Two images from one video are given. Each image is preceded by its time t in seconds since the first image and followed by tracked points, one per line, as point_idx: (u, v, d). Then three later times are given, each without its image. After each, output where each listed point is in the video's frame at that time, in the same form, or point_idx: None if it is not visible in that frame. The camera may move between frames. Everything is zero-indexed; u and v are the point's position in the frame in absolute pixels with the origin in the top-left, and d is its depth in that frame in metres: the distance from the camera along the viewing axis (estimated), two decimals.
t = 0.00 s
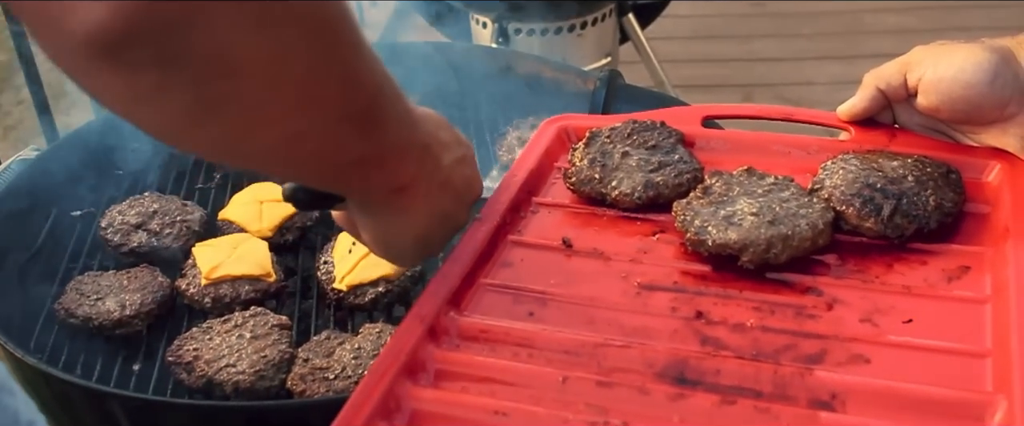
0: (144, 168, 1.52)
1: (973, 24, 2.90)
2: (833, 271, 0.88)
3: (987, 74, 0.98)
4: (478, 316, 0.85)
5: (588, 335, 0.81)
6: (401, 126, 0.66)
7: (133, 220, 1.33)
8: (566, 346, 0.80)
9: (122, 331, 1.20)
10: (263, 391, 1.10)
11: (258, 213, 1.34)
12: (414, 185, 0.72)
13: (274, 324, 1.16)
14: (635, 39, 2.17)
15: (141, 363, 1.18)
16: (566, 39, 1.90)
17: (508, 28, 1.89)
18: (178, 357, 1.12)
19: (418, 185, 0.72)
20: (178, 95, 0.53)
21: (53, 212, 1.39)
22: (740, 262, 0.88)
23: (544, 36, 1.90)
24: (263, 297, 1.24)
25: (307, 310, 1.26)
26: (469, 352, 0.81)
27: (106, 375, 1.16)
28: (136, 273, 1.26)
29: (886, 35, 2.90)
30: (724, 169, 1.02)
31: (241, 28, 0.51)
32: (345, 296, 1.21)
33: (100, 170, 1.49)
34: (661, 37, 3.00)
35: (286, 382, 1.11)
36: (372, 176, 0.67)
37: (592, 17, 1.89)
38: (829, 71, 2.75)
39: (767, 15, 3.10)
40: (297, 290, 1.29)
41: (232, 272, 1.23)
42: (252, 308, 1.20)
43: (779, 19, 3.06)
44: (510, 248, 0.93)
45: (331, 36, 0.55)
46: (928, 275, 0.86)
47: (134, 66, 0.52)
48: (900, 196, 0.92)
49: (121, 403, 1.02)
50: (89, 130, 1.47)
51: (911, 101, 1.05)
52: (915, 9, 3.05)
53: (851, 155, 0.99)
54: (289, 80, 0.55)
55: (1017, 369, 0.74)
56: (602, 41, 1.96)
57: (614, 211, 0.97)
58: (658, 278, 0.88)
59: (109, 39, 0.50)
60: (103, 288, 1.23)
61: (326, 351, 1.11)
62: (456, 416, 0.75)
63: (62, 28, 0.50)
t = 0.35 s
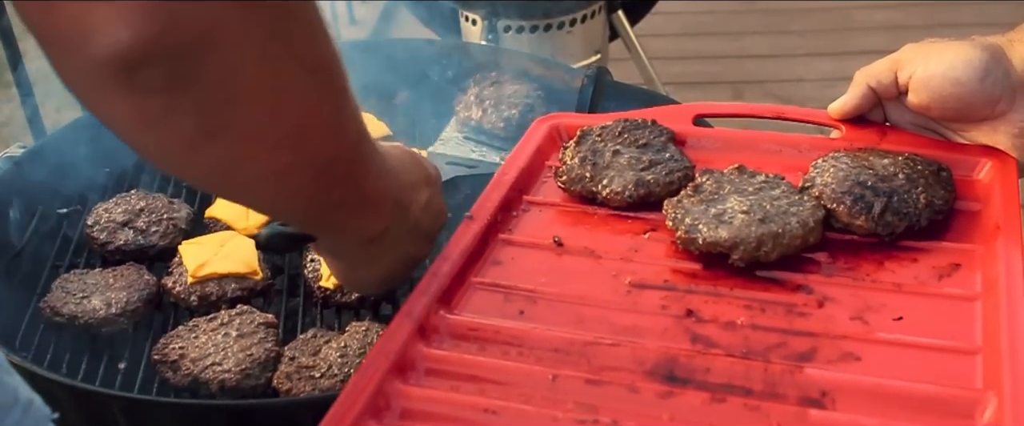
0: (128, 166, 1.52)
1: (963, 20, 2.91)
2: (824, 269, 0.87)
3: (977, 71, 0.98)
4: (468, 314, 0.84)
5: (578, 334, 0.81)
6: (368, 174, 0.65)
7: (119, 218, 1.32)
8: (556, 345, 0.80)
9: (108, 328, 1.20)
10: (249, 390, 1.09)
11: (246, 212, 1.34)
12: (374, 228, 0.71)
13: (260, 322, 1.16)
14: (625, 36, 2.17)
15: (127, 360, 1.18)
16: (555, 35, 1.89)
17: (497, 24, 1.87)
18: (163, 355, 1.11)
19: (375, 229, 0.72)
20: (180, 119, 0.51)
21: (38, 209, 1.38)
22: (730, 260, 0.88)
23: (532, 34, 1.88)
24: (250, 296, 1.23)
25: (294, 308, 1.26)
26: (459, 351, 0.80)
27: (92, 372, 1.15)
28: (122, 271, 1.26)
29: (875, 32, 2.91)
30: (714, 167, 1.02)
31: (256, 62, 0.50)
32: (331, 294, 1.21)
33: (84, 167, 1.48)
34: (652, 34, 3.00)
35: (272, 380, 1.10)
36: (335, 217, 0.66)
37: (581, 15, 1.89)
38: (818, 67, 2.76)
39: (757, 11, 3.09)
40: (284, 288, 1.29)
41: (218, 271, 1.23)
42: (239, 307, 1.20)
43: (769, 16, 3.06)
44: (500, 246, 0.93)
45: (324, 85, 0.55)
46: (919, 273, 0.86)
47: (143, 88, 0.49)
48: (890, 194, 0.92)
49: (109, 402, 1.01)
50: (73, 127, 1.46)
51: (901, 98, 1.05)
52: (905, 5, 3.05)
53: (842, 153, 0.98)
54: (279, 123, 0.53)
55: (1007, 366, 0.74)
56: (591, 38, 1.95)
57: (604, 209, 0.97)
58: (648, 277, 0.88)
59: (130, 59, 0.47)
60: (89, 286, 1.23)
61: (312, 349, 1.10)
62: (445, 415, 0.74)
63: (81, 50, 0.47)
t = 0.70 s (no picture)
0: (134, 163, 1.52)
1: (966, 22, 2.91)
2: (829, 270, 0.87)
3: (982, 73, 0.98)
4: (473, 314, 0.85)
5: (584, 334, 0.81)
6: (277, 126, 0.55)
7: (123, 217, 1.33)
8: (562, 346, 0.80)
9: (112, 328, 1.20)
10: (253, 389, 1.09)
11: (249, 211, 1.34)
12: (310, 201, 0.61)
13: (265, 322, 1.16)
14: (628, 37, 2.17)
15: (130, 359, 1.18)
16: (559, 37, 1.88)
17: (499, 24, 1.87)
18: (168, 354, 1.12)
19: (321, 199, 0.61)
20: None
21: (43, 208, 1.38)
22: (736, 261, 0.88)
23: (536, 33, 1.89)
24: (254, 295, 1.23)
25: (298, 308, 1.25)
26: (464, 351, 0.81)
27: (95, 371, 1.15)
28: (126, 270, 1.26)
29: (878, 34, 2.90)
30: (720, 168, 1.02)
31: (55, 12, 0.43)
32: (336, 294, 1.21)
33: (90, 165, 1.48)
34: (655, 35, 3.00)
35: (277, 379, 1.11)
36: (247, 190, 0.56)
37: (584, 16, 1.88)
38: (821, 69, 2.75)
39: (760, 13, 3.09)
40: (288, 288, 1.28)
41: (222, 270, 1.23)
42: (244, 306, 1.20)
43: (772, 17, 3.06)
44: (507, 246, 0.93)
45: (180, 37, 0.46)
46: (924, 274, 0.86)
47: None
48: (896, 196, 0.92)
49: (113, 402, 1.01)
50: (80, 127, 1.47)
51: (907, 99, 1.05)
52: (907, 7, 3.05)
53: (847, 154, 0.98)
54: (104, 58, 0.45)
55: (1012, 368, 0.74)
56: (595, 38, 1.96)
57: (610, 210, 0.97)
58: (653, 277, 0.88)
59: None
60: (93, 285, 1.23)
61: (316, 349, 1.11)
62: (453, 415, 0.75)
63: None
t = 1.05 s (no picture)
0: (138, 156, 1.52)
1: (971, 27, 2.90)
2: (829, 266, 0.88)
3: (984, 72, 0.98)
4: (473, 306, 0.85)
5: (582, 327, 0.81)
6: None
7: (128, 211, 1.33)
8: (560, 338, 0.80)
9: (116, 322, 1.20)
10: (258, 384, 1.09)
11: (254, 206, 1.34)
12: (153, 92, 0.54)
13: (269, 317, 1.16)
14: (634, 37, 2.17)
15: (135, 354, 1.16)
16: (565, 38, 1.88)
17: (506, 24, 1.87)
18: (172, 349, 1.11)
19: (177, 91, 0.55)
20: None
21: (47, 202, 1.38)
22: (735, 256, 0.88)
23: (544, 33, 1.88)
24: (258, 290, 1.23)
25: (302, 304, 1.25)
26: (463, 342, 0.81)
27: (100, 364, 1.14)
28: (130, 265, 1.26)
29: (884, 37, 2.90)
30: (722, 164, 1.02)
31: None
32: (340, 290, 1.20)
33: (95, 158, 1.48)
34: (660, 37, 3.00)
35: (281, 375, 1.10)
36: (59, 71, 0.53)
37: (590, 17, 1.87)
38: (826, 72, 2.75)
39: (765, 16, 3.09)
40: (292, 284, 1.28)
41: (227, 265, 1.23)
42: (248, 301, 1.20)
43: (777, 20, 3.06)
44: (507, 240, 0.93)
45: None
46: (924, 272, 0.86)
47: None
48: (896, 193, 0.92)
49: (116, 395, 1.01)
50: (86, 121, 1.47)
51: (909, 98, 1.05)
52: (913, 11, 3.05)
53: (848, 152, 0.98)
54: None
55: (1010, 366, 0.74)
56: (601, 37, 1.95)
57: (610, 204, 0.97)
58: (653, 272, 0.88)
59: None
60: (98, 279, 1.24)
61: (321, 344, 1.11)
62: (451, 406, 0.75)
63: None
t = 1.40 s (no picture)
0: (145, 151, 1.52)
1: (978, 28, 2.91)
2: (834, 263, 0.88)
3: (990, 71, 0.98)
4: (478, 298, 0.85)
5: (588, 320, 0.81)
6: None
7: (136, 207, 1.33)
8: (566, 331, 0.80)
9: (124, 318, 1.20)
10: (266, 381, 1.10)
11: (262, 203, 1.34)
12: (307, 72, 0.48)
13: (278, 314, 1.16)
14: (640, 36, 2.17)
15: (143, 350, 1.18)
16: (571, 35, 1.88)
17: (512, 22, 1.86)
18: (180, 346, 1.12)
19: (333, 75, 0.48)
20: None
21: (56, 196, 1.39)
22: (741, 251, 0.88)
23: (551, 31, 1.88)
24: (266, 287, 1.24)
25: (310, 301, 1.25)
26: (469, 334, 0.81)
27: (107, 360, 1.16)
28: (138, 261, 1.27)
29: (890, 39, 2.90)
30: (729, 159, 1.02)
31: None
32: (348, 287, 1.22)
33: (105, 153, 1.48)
34: (666, 36, 3.00)
35: (289, 372, 1.11)
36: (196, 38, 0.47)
37: (597, 16, 1.87)
38: (832, 72, 2.75)
39: (771, 16, 3.09)
40: (300, 281, 1.28)
41: (235, 262, 1.24)
42: (256, 298, 1.20)
43: (783, 21, 3.06)
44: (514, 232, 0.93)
45: None
46: (929, 270, 0.86)
47: None
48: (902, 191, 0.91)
49: (127, 393, 1.02)
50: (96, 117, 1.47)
51: (915, 97, 1.05)
52: (918, 13, 3.05)
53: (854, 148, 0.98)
54: None
55: (1015, 365, 0.75)
56: (608, 38, 1.94)
57: (616, 199, 0.98)
58: (659, 266, 0.88)
59: None
60: (106, 274, 1.24)
61: (329, 342, 1.12)
62: (457, 397, 0.75)
63: None
